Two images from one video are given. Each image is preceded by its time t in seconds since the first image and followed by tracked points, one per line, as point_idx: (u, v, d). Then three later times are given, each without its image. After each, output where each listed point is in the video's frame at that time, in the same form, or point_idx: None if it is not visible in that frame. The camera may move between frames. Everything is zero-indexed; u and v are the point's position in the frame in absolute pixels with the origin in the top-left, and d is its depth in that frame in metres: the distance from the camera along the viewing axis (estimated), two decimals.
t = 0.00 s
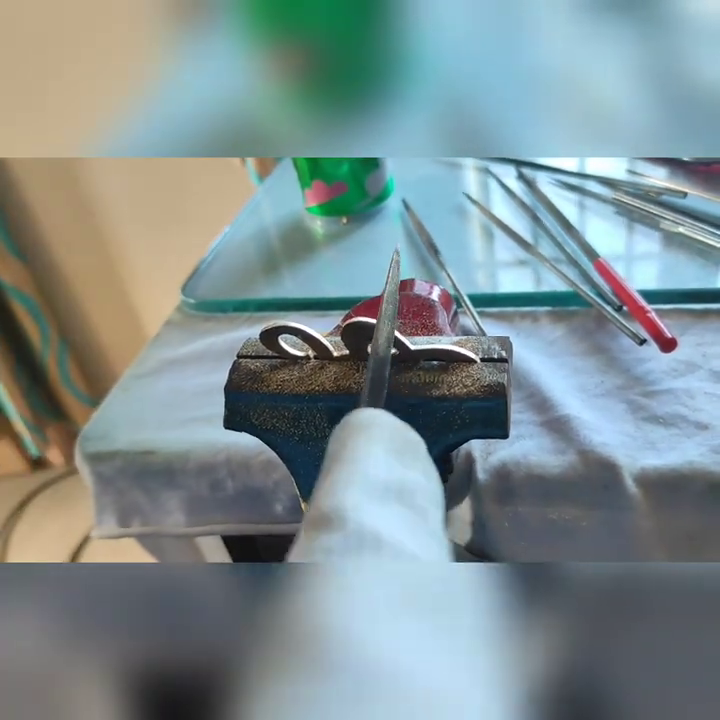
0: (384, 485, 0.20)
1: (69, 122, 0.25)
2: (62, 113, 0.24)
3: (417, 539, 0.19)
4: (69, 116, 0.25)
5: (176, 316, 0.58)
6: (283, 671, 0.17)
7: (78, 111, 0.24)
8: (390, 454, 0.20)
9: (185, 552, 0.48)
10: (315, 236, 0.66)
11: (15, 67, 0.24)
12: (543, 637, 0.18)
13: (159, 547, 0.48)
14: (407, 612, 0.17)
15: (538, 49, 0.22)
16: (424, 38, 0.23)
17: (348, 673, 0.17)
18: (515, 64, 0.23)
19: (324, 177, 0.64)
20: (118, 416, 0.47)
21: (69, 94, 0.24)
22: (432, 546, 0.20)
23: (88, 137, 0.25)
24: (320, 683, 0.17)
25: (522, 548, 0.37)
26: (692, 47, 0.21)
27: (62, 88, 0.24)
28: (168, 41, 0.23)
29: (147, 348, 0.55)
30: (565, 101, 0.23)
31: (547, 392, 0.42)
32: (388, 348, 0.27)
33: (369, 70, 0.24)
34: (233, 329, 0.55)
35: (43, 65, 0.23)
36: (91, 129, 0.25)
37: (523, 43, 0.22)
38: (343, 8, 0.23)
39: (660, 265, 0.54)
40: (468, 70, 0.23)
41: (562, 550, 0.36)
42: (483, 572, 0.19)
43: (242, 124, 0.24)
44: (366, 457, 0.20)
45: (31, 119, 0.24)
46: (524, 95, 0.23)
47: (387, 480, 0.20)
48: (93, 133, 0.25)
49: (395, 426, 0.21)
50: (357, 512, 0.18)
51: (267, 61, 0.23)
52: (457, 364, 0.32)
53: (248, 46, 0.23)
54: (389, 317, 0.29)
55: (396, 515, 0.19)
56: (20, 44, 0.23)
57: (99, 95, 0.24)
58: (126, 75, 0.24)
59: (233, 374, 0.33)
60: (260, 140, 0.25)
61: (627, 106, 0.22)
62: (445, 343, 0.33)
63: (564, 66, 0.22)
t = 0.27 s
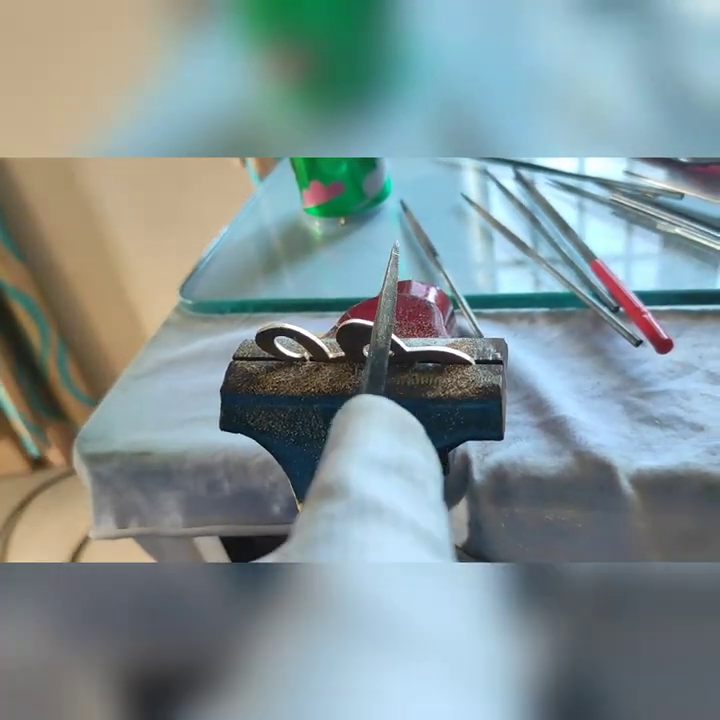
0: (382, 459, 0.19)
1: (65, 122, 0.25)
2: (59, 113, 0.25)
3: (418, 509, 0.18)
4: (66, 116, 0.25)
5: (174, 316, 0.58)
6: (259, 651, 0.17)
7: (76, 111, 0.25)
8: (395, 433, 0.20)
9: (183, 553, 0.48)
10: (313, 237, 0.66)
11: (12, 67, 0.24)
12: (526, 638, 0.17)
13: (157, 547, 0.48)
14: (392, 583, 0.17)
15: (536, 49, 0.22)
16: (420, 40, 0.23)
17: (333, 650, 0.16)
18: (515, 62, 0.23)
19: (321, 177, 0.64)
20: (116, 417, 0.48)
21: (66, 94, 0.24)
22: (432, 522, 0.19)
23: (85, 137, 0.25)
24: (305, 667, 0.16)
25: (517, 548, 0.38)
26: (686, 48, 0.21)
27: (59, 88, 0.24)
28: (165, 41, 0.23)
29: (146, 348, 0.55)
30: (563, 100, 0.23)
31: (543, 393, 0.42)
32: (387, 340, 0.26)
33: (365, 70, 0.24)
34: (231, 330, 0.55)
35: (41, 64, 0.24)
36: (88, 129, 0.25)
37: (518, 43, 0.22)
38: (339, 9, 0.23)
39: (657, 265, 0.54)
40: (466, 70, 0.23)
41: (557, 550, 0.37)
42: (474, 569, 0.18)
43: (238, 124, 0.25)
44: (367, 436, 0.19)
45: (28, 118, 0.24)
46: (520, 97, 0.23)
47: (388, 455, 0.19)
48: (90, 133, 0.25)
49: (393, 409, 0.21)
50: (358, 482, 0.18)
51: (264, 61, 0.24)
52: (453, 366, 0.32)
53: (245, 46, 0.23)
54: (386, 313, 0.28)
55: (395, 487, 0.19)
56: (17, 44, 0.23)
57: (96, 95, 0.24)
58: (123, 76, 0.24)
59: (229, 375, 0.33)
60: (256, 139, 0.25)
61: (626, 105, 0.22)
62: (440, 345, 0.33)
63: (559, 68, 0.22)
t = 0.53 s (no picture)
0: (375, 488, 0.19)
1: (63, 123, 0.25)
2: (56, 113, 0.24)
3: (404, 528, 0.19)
4: (62, 116, 0.25)
5: (172, 318, 0.58)
6: (242, 645, 0.18)
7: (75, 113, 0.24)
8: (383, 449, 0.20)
9: (181, 555, 0.48)
10: (312, 238, 0.66)
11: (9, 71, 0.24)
12: (524, 651, 0.17)
13: (155, 550, 0.48)
14: (370, 593, 0.17)
15: (536, 52, 0.22)
16: (418, 41, 0.23)
17: (319, 646, 0.17)
18: (516, 65, 0.23)
19: (319, 178, 0.64)
20: (114, 418, 0.48)
21: (63, 94, 0.24)
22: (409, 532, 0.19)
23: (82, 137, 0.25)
24: (293, 665, 0.17)
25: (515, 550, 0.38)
26: (685, 51, 0.21)
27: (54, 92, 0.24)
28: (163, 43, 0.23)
29: (144, 350, 0.55)
30: (562, 102, 0.23)
31: (542, 395, 0.42)
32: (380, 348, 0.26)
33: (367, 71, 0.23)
34: (230, 331, 0.55)
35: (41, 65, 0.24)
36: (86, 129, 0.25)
37: (516, 45, 0.22)
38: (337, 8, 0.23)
39: (656, 267, 0.54)
40: (466, 73, 0.23)
41: (555, 553, 0.37)
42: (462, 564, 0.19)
43: (240, 124, 0.24)
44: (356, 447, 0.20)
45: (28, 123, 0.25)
46: (518, 98, 0.23)
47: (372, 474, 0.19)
48: (88, 133, 0.25)
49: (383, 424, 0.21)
50: (343, 499, 0.18)
51: (266, 62, 0.23)
52: (451, 369, 0.32)
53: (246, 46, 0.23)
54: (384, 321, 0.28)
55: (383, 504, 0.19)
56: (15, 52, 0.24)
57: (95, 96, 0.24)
58: (121, 76, 0.24)
59: (226, 379, 0.33)
60: (257, 140, 0.25)
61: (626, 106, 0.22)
62: (438, 347, 0.33)
63: (558, 69, 0.22)
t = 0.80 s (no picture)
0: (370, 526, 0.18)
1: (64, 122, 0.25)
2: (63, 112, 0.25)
3: (391, 543, 0.18)
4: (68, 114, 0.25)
5: (175, 318, 0.58)
6: (244, 613, 0.19)
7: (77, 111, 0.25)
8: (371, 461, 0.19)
9: (184, 555, 0.48)
10: (314, 237, 0.66)
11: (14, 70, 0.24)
12: (531, 653, 0.19)
13: (157, 550, 0.48)
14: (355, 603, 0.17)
15: (537, 56, 0.23)
16: (422, 42, 0.23)
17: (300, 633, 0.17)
18: (520, 68, 0.23)
19: (321, 178, 0.64)
20: (116, 418, 0.48)
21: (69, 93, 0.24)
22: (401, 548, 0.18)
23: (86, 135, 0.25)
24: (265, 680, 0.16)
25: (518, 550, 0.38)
26: (690, 52, 0.21)
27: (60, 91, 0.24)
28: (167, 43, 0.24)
29: (147, 350, 0.55)
30: (565, 103, 0.23)
31: (545, 395, 0.42)
32: (379, 357, 0.25)
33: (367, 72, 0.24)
34: (232, 331, 0.55)
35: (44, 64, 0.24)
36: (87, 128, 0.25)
37: (521, 45, 0.23)
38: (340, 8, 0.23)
39: (658, 266, 0.54)
40: (468, 74, 0.23)
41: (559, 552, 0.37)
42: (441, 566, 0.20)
43: (241, 124, 0.25)
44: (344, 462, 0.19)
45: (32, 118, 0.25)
46: (523, 98, 0.23)
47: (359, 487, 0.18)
48: (91, 132, 0.25)
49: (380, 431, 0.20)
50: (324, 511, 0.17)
51: (268, 64, 0.24)
52: (455, 369, 0.32)
53: (250, 47, 0.24)
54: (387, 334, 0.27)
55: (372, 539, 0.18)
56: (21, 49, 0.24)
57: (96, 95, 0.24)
58: (125, 75, 0.24)
59: (230, 379, 0.33)
60: (257, 141, 0.25)
61: (630, 106, 0.23)
62: (441, 348, 0.33)
63: (562, 69, 0.22)
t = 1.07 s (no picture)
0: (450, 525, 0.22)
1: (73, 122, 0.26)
2: (68, 111, 0.26)
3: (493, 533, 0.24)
4: (74, 114, 0.26)
5: (174, 319, 0.58)
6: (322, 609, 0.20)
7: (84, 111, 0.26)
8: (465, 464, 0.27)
9: (183, 557, 0.48)
10: (314, 239, 0.66)
11: (28, 70, 0.25)
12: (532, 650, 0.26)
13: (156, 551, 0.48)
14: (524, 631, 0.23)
15: (542, 53, 0.23)
16: (416, 44, 0.24)
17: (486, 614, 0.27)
18: (521, 64, 0.24)
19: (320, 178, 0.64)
20: (116, 419, 0.48)
21: (74, 93, 0.25)
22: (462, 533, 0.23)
23: (94, 134, 0.26)
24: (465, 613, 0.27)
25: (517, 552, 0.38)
26: (688, 47, 0.22)
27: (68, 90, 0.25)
28: (171, 44, 0.25)
29: (146, 351, 0.55)
30: (564, 104, 0.24)
31: (544, 396, 0.42)
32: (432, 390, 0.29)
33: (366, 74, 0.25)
34: (232, 332, 0.55)
35: (55, 64, 0.25)
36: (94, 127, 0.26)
37: (518, 45, 0.23)
38: (336, 12, 0.24)
39: (658, 267, 0.54)
40: (469, 75, 0.24)
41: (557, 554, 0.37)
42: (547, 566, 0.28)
43: (242, 125, 0.26)
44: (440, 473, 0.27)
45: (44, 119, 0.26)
46: (517, 96, 0.24)
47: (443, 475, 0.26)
48: (97, 130, 0.26)
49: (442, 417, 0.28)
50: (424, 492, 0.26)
51: (267, 66, 0.25)
52: (453, 371, 0.31)
53: (251, 49, 0.24)
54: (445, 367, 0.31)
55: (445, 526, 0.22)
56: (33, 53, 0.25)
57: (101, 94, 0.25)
58: (128, 74, 0.25)
59: (228, 380, 0.33)
60: (259, 141, 0.26)
61: (626, 105, 0.23)
62: (439, 349, 0.33)
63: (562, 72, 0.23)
